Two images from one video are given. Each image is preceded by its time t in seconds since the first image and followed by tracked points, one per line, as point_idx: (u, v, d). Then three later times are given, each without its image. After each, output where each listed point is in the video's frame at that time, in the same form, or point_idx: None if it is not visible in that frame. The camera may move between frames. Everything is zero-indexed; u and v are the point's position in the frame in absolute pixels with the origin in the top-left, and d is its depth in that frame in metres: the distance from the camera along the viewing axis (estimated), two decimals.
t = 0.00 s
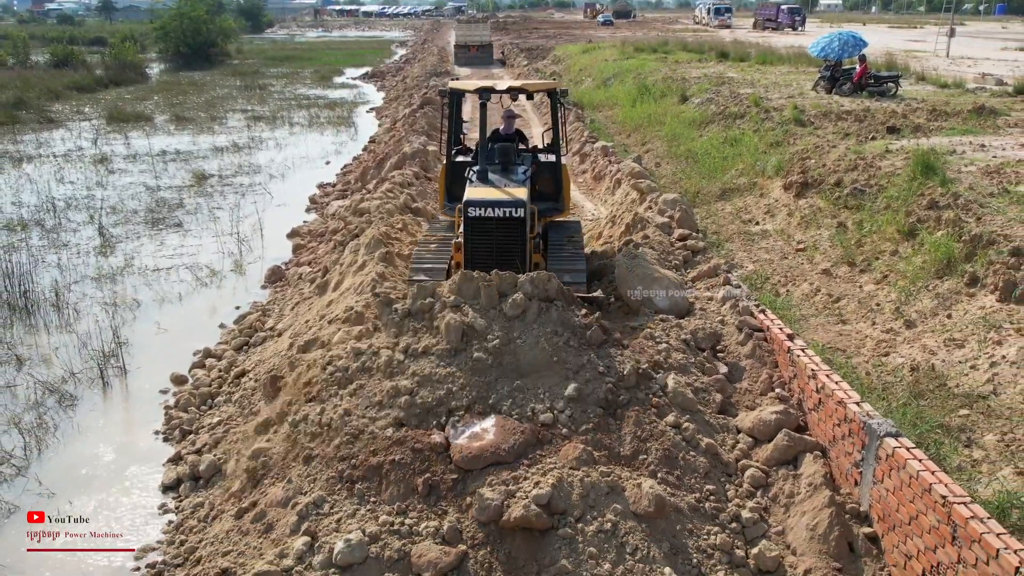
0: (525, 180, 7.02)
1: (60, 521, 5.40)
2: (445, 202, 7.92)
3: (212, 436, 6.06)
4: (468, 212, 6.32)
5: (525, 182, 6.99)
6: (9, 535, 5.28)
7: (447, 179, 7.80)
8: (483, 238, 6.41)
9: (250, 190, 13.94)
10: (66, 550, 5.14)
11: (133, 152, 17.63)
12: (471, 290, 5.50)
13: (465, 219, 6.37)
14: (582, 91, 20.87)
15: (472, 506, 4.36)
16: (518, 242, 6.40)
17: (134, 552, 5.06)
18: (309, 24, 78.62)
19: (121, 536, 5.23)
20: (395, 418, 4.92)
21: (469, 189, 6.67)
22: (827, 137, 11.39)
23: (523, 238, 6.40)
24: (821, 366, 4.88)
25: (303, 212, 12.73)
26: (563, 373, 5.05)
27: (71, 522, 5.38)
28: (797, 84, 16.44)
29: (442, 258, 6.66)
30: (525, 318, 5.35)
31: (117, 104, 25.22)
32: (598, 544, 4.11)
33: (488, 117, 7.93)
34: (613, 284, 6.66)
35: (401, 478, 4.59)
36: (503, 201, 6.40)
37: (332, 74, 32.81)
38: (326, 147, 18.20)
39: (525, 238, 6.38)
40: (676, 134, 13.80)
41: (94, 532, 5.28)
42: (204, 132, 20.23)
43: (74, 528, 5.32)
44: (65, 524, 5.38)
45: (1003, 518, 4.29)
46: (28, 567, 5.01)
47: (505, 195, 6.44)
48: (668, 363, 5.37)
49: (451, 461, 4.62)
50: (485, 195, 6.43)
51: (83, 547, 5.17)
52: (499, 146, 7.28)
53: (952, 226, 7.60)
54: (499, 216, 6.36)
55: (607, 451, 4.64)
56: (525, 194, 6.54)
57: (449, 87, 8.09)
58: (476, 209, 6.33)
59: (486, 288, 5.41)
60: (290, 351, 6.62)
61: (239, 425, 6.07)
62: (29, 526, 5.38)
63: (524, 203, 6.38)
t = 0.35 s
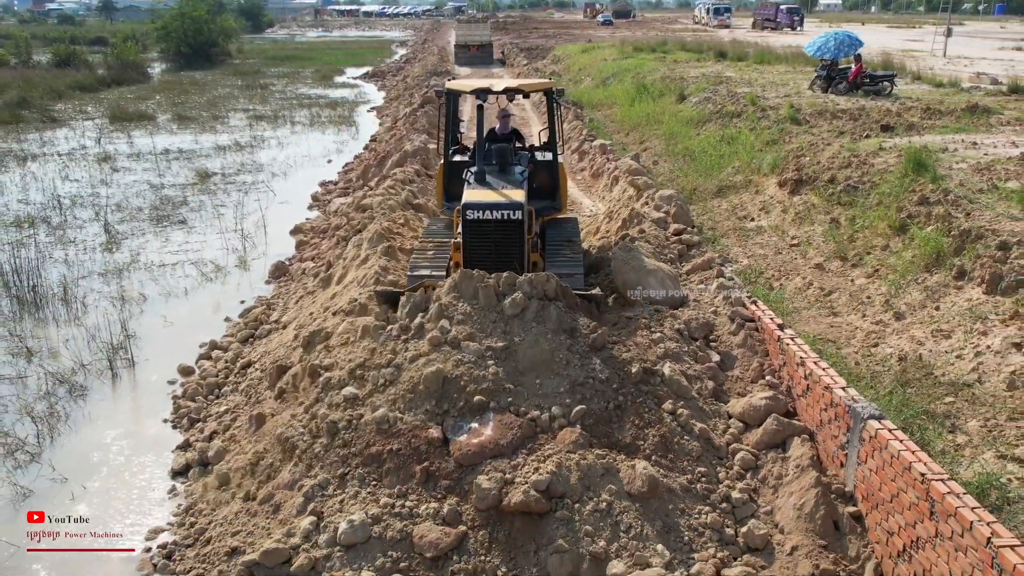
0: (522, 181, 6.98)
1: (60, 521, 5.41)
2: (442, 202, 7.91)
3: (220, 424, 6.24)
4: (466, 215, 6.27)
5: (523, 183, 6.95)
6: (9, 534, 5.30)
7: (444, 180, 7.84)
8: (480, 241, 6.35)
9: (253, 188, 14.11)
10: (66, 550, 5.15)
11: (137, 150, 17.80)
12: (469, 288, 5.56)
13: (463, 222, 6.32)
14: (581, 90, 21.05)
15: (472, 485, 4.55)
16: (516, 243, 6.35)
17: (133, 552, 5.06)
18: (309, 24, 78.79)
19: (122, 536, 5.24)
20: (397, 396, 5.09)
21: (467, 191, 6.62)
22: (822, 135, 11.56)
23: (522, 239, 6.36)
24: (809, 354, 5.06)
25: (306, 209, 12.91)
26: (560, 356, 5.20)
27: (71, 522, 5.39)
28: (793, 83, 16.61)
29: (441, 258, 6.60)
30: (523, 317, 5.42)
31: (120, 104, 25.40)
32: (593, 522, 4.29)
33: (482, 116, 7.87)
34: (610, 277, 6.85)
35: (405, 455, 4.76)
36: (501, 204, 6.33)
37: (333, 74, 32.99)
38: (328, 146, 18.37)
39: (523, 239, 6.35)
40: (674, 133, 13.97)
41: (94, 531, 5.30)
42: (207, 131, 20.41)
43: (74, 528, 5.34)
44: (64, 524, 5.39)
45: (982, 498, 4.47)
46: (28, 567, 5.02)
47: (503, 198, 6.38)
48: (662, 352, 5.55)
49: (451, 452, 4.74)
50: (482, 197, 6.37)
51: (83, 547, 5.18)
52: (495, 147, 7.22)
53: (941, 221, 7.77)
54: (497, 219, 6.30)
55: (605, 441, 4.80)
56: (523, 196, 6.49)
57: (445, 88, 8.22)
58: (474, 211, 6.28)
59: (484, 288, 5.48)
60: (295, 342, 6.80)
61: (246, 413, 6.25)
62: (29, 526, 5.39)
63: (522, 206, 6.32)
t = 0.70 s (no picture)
0: (521, 181, 7.13)
1: (60, 521, 5.43)
2: (441, 198, 8.11)
3: (229, 408, 6.47)
4: (465, 215, 6.42)
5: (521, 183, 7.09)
6: (9, 534, 5.30)
7: (443, 178, 8.06)
8: (480, 240, 6.49)
9: (256, 186, 14.31)
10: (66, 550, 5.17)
11: (141, 148, 18.01)
12: (468, 287, 5.59)
13: (462, 221, 6.47)
14: (581, 89, 21.27)
15: (473, 461, 4.76)
16: (515, 243, 6.50)
17: (133, 552, 5.09)
18: (310, 23, 78.98)
19: (122, 535, 5.26)
20: (398, 374, 5.28)
21: (467, 191, 6.77)
22: (816, 132, 11.78)
23: (520, 239, 6.50)
24: (797, 339, 5.29)
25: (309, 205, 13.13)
26: (559, 343, 5.36)
27: (71, 522, 5.42)
28: (790, 82, 16.82)
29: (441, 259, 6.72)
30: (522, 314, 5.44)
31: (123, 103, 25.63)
32: (590, 497, 4.51)
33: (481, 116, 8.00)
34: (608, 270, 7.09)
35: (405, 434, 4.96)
36: (499, 204, 6.48)
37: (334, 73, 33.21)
38: (330, 144, 18.58)
39: (521, 238, 6.49)
40: (671, 131, 14.19)
41: (94, 532, 5.32)
42: (210, 130, 20.63)
43: (74, 528, 5.36)
44: (65, 524, 5.41)
45: (960, 474, 4.71)
46: (28, 567, 5.03)
47: (501, 198, 6.53)
48: (656, 337, 5.80)
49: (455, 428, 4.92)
50: (482, 197, 6.53)
51: (82, 548, 5.20)
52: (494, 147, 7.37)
53: (930, 215, 7.98)
54: (496, 218, 6.45)
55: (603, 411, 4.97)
56: (521, 196, 6.64)
57: (444, 87, 8.38)
58: (474, 211, 6.43)
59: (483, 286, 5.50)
60: (301, 331, 7.03)
61: (255, 397, 6.48)
62: (29, 526, 5.40)
63: (520, 206, 6.48)
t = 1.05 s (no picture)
0: (519, 180, 7.32)
1: (60, 521, 5.42)
2: (441, 196, 8.37)
3: (241, 392, 6.72)
4: (465, 214, 6.57)
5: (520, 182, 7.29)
6: (8, 534, 5.28)
7: (443, 176, 8.28)
8: (479, 238, 6.66)
9: (261, 182, 14.56)
10: (66, 551, 5.16)
11: (147, 146, 18.27)
12: (468, 284, 5.77)
13: (462, 220, 6.63)
14: (580, 87, 21.53)
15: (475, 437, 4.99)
16: (513, 242, 6.67)
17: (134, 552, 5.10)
18: (311, 23, 79.22)
19: (122, 536, 5.27)
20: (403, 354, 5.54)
21: (467, 191, 6.92)
22: (810, 129, 12.03)
23: (519, 238, 6.66)
24: (784, 323, 5.55)
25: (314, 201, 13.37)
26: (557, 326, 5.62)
27: (71, 522, 5.41)
28: (786, 80, 17.07)
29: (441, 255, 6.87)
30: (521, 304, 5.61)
31: (127, 101, 25.88)
32: (587, 471, 4.75)
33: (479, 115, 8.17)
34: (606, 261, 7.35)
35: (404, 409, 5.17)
36: (498, 203, 6.67)
37: (335, 72, 33.47)
38: (333, 142, 18.82)
39: (520, 238, 6.66)
40: (669, 128, 14.44)
41: (94, 532, 5.32)
42: (214, 128, 20.87)
43: (74, 528, 5.36)
44: (65, 524, 5.40)
45: (938, 449, 4.96)
46: (28, 568, 5.02)
47: (500, 198, 6.72)
48: (651, 323, 6.06)
49: (456, 399, 5.15)
50: (481, 197, 6.69)
51: (82, 548, 5.20)
52: (493, 147, 7.55)
53: (918, 208, 8.23)
54: (495, 218, 6.61)
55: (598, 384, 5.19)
56: (519, 196, 6.82)
57: (443, 86, 8.53)
58: (474, 211, 6.59)
59: (483, 284, 5.67)
60: (309, 319, 7.28)
61: (265, 381, 6.73)
62: (29, 526, 5.38)
63: (519, 206, 6.66)
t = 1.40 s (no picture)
0: (518, 180, 7.55)
1: (60, 521, 5.44)
2: (441, 195, 8.59)
3: (251, 378, 6.99)
4: (465, 215, 6.73)
5: (519, 181, 7.51)
6: (8, 534, 5.30)
7: (443, 175, 8.51)
8: (479, 239, 6.83)
9: (265, 179, 14.82)
10: (66, 551, 5.18)
11: (152, 144, 18.52)
12: (469, 289, 5.88)
13: (462, 221, 6.79)
14: (580, 86, 21.79)
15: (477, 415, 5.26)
16: (512, 242, 6.84)
17: (133, 552, 5.12)
18: (311, 22, 79.50)
19: (122, 535, 5.29)
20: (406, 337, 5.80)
21: (466, 193, 7.08)
22: (804, 127, 12.28)
23: (518, 237, 6.83)
24: (772, 310, 5.82)
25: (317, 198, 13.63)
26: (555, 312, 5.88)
27: (71, 522, 5.43)
28: (782, 79, 17.32)
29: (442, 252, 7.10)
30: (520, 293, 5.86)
31: (131, 100, 26.15)
32: (582, 448, 5.01)
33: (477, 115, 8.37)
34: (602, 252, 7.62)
35: (408, 384, 5.40)
36: (496, 205, 6.84)
37: (337, 72, 33.72)
38: (335, 140, 19.07)
39: (518, 237, 6.83)
40: (666, 126, 14.69)
41: (94, 532, 5.34)
42: (217, 126, 21.12)
43: (74, 528, 5.38)
44: (65, 524, 5.42)
45: (917, 427, 5.23)
46: (28, 567, 5.03)
47: (499, 199, 6.89)
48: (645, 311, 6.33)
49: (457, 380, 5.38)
50: (480, 199, 6.85)
51: (82, 548, 5.21)
52: (492, 148, 7.76)
53: (906, 202, 8.48)
54: (495, 219, 6.78)
55: (594, 362, 5.44)
56: (517, 196, 6.99)
57: (442, 87, 8.72)
58: (473, 212, 6.75)
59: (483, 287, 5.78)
60: (316, 308, 7.54)
61: (274, 368, 7.00)
62: (29, 526, 5.40)
63: (517, 206, 6.83)
